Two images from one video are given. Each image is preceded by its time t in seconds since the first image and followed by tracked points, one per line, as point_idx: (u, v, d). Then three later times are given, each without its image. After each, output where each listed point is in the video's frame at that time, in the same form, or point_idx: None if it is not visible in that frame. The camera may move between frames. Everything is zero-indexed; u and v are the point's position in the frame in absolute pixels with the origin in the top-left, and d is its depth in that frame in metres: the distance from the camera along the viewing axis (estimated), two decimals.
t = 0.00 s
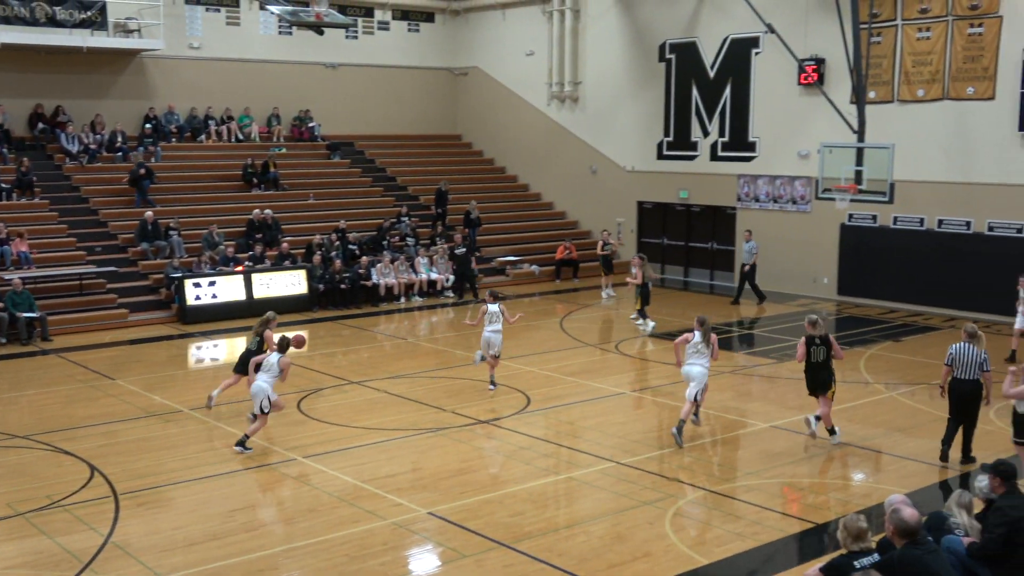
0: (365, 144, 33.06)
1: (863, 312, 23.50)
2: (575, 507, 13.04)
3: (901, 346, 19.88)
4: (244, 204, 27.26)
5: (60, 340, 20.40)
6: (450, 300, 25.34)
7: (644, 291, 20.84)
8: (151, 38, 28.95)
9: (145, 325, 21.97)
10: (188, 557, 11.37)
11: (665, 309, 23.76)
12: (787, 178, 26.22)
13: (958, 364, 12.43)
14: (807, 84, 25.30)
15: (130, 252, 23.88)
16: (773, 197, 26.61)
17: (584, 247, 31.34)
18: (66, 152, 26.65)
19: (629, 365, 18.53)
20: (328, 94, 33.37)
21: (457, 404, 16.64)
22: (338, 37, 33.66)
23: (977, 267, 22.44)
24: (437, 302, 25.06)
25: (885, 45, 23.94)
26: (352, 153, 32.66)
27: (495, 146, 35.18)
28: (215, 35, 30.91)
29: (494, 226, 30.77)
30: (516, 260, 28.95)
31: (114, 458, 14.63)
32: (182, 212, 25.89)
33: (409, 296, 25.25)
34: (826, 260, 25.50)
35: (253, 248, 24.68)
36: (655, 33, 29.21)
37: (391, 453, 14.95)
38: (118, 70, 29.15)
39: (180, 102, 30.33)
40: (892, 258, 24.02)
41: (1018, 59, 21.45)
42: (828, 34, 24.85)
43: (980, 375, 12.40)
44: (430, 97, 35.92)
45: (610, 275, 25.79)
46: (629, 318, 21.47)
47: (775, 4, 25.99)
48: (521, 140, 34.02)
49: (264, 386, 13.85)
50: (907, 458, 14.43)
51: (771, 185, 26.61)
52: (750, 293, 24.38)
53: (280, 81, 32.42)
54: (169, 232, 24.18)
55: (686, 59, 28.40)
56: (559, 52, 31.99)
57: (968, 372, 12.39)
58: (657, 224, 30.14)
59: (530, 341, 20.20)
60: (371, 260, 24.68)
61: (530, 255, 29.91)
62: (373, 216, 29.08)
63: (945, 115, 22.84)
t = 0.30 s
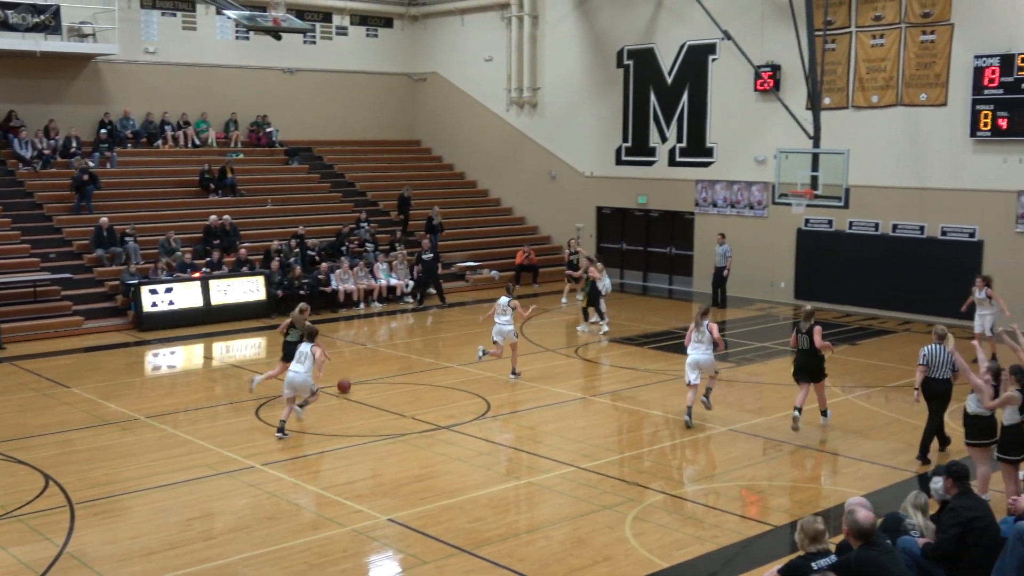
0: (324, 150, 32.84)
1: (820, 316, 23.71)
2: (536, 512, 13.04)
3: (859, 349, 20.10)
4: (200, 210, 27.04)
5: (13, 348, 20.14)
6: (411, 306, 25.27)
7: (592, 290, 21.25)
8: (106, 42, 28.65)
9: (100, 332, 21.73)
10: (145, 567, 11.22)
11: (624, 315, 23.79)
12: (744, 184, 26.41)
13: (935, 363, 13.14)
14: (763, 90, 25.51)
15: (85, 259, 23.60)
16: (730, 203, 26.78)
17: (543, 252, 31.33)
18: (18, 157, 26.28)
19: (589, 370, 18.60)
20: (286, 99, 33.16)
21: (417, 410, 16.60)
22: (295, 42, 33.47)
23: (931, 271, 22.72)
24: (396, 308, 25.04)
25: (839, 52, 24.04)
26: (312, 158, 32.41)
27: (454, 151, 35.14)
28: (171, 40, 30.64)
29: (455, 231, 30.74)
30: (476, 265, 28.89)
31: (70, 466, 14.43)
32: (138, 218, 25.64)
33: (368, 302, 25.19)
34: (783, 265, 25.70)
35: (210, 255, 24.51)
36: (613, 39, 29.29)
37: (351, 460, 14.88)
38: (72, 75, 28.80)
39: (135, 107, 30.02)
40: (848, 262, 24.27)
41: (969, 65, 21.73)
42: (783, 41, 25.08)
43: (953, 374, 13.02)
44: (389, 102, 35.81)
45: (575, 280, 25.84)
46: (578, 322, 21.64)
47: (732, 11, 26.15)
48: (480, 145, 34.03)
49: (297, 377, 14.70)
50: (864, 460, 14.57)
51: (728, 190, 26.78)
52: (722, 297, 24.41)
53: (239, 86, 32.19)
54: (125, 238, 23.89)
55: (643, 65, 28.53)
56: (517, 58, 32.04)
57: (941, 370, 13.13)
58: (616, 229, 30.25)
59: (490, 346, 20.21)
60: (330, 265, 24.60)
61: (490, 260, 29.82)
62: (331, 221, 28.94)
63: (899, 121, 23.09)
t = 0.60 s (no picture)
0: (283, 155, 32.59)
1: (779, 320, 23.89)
2: (497, 518, 13.01)
3: (817, 354, 20.29)
4: (158, 215, 26.83)
5: None
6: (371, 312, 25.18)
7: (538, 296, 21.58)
8: (61, 46, 28.30)
9: (56, 339, 21.49)
10: None
11: (585, 320, 23.81)
12: (703, 190, 26.56)
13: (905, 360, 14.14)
14: (722, 97, 25.67)
15: (40, 265, 23.31)
16: (690, 208, 26.94)
17: (504, 258, 31.35)
18: None
19: (550, 375, 18.61)
20: (245, 104, 32.90)
21: (377, 416, 16.53)
22: (254, 46, 33.22)
23: (887, 275, 22.98)
24: (357, 314, 24.95)
25: (797, 60, 24.18)
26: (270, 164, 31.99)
27: (414, 157, 35.01)
28: (128, 44, 30.32)
29: (417, 236, 30.71)
30: (436, 271, 28.93)
31: (24, 475, 14.22)
32: (94, 223, 25.40)
33: (328, 308, 25.06)
34: (742, 269, 25.88)
35: (168, 260, 24.32)
36: (574, 45, 29.37)
37: (311, 467, 14.78)
38: (26, 79, 28.41)
39: (92, 112, 29.68)
40: (806, 266, 24.47)
41: (924, 73, 21.99)
42: (741, 48, 25.26)
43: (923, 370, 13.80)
44: (349, 107, 35.60)
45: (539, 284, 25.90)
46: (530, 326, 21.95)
47: (691, 18, 26.30)
48: (440, 151, 33.93)
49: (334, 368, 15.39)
50: (821, 463, 14.70)
51: (687, 196, 26.93)
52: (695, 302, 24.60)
53: (197, 90, 31.91)
54: (81, 244, 23.75)
55: (602, 71, 28.60)
56: (478, 64, 32.00)
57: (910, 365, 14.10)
58: (577, 235, 30.35)
59: (451, 352, 20.18)
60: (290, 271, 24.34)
61: (450, 266, 29.84)
62: (290, 226, 28.82)
63: (855, 127, 23.32)
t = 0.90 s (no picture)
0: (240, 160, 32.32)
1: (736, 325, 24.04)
2: (457, 524, 12.97)
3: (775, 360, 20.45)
4: (113, 221, 26.56)
5: None
6: (330, 318, 25.07)
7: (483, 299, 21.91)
8: (13, 50, 27.83)
9: (6, 347, 21.14)
10: None
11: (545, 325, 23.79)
12: (661, 196, 26.69)
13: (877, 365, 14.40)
14: (679, 103, 25.82)
15: None
16: (648, 214, 27.07)
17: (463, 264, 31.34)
18: None
19: (509, 380, 18.62)
20: (202, 109, 32.54)
21: (335, 422, 16.44)
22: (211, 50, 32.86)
23: (842, 280, 23.21)
24: (314, 320, 24.81)
25: (753, 66, 24.39)
26: (226, 170, 31.86)
27: (373, 162, 34.86)
28: (82, 48, 29.89)
29: (377, 241, 30.61)
30: (396, 276, 28.83)
31: None
32: (47, 229, 25.10)
33: (286, 314, 24.90)
34: (698, 274, 26.03)
35: (123, 266, 24.09)
36: (533, 51, 29.41)
37: (269, 474, 14.66)
38: None
39: (45, 116, 29.22)
40: (762, 271, 24.65)
41: (878, 80, 22.22)
42: (698, 55, 25.43)
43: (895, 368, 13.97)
44: (306, 112, 35.36)
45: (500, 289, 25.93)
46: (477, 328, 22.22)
47: (648, 25, 26.42)
48: (399, 156, 33.83)
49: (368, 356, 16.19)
50: (778, 466, 14.81)
51: (645, 202, 27.06)
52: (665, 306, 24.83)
53: (153, 95, 31.54)
54: (33, 250, 23.45)
55: (561, 77, 28.68)
56: (436, 69, 31.93)
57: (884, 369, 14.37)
58: (536, 240, 30.41)
59: (410, 357, 20.14)
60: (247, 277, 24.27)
61: (409, 271, 29.77)
62: (247, 233, 28.33)
63: (810, 134, 23.53)
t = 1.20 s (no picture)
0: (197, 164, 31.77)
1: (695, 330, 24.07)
2: (417, 530, 12.88)
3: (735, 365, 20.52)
4: (66, 227, 26.22)
5: None
6: (287, 325, 24.86)
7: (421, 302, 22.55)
8: None
9: None
10: None
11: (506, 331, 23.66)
12: (620, 200, 26.76)
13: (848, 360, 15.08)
14: (638, 108, 25.87)
15: None
16: (607, 219, 27.12)
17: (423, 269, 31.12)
18: None
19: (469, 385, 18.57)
20: (159, 114, 31.96)
21: (294, 429, 16.30)
22: (166, 54, 32.18)
23: (800, 284, 23.37)
24: (272, 326, 24.53)
25: (710, 72, 24.35)
26: (183, 174, 31.24)
27: (331, 167, 34.39)
28: (33, 51, 29.21)
29: (336, 247, 30.30)
30: (354, 282, 28.64)
31: None
32: None
33: (243, 320, 24.59)
34: (655, 278, 25.94)
35: (76, 273, 23.77)
36: (493, 56, 29.37)
37: (228, 483, 14.49)
38: None
39: None
40: (721, 275, 24.73)
41: (834, 85, 22.41)
42: (656, 60, 25.48)
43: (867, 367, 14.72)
44: (264, 117, 34.77)
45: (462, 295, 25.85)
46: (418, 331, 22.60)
47: (608, 30, 26.42)
48: (357, 160, 33.44)
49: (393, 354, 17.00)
50: (737, 469, 14.85)
51: (605, 206, 27.11)
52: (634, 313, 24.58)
53: (107, 99, 30.92)
54: None
55: (520, 82, 28.69)
56: (395, 73, 31.61)
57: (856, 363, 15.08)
58: (496, 245, 30.33)
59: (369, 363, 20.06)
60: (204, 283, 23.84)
61: (369, 277, 29.59)
62: (204, 236, 28.42)
63: (769, 140, 23.63)
